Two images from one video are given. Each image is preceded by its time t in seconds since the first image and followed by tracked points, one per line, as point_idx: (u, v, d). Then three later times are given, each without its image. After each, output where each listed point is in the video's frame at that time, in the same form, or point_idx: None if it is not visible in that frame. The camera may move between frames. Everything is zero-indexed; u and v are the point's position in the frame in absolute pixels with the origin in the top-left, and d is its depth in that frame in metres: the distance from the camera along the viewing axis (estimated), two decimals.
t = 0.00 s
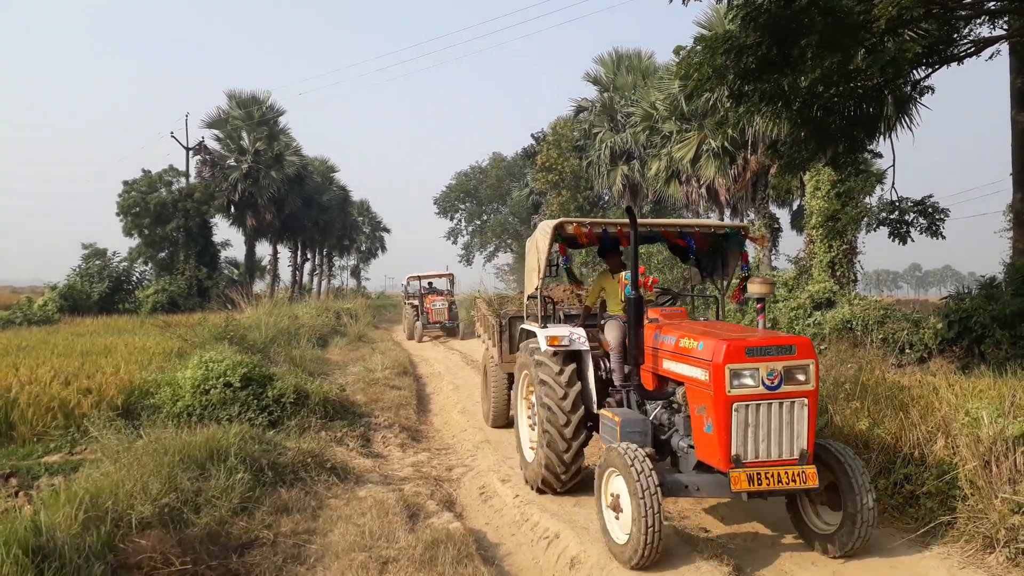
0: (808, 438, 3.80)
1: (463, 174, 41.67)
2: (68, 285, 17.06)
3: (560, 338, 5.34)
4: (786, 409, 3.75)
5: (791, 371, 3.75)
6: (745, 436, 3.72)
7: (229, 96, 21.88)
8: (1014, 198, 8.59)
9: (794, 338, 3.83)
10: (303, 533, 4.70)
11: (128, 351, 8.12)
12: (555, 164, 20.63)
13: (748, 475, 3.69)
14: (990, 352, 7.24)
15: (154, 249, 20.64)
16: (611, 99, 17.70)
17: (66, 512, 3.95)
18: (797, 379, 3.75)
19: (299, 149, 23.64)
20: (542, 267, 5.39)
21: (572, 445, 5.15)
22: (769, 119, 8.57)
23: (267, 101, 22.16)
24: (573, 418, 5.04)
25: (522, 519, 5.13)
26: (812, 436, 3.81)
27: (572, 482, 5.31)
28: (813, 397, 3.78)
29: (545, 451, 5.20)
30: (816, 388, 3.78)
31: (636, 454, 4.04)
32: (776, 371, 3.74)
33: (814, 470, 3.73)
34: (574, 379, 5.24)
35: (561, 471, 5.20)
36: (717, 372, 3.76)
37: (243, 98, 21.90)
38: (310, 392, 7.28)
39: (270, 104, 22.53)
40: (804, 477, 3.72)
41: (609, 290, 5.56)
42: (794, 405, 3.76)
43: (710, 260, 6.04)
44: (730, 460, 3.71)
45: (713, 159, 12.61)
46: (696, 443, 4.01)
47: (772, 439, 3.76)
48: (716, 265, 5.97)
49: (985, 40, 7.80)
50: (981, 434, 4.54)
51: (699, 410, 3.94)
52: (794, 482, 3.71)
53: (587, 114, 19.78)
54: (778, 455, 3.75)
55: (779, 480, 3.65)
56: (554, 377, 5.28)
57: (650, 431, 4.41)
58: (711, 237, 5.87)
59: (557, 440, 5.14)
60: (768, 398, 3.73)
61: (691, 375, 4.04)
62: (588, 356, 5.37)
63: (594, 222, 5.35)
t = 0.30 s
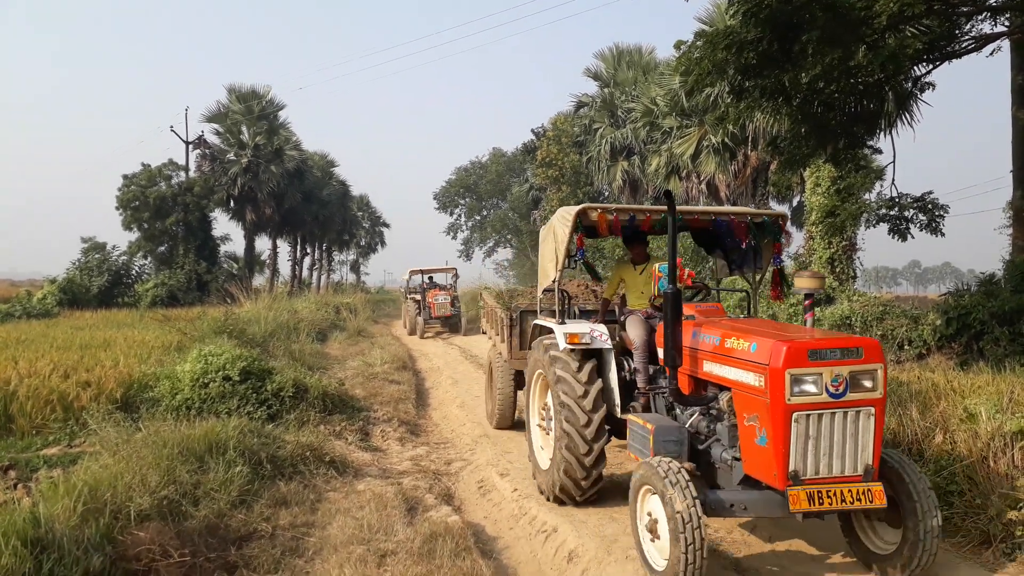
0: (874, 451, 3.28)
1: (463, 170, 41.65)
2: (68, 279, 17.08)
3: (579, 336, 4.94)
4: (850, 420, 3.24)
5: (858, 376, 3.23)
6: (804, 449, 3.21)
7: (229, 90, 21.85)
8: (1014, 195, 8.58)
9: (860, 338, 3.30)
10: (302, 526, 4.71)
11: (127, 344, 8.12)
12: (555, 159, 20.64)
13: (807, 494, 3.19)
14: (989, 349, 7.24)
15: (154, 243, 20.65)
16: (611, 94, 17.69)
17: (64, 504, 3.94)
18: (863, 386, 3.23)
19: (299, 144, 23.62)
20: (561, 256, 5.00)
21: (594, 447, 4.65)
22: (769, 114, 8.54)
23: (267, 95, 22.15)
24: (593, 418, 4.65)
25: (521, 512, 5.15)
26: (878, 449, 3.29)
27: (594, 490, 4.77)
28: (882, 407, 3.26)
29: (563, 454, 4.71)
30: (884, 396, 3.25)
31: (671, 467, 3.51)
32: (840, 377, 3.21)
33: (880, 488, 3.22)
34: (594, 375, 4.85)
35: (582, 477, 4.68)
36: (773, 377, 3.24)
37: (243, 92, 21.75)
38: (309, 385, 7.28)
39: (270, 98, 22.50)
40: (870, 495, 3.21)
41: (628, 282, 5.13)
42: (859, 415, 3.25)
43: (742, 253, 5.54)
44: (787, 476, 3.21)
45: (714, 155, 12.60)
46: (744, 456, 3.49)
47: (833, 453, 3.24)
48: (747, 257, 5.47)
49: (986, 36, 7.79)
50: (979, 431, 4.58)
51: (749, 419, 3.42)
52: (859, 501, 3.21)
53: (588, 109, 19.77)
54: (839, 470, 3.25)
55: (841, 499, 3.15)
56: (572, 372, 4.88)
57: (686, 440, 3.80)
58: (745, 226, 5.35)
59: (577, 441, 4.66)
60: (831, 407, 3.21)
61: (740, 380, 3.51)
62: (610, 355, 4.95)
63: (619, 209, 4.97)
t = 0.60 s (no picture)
0: (959, 472, 2.81)
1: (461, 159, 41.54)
2: (65, 268, 17.03)
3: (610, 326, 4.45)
4: (932, 436, 2.77)
5: (945, 385, 2.76)
6: (879, 467, 2.77)
7: (225, 78, 21.74)
8: (1011, 183, 8.57)
9: (950, 341, 2.82)
10: (302, 513, 4.72)
11: (126, 333, 8.11)
12: (552, 148, 20.60)
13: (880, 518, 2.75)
14: (986, 337, 7.28)
15: (151, 232, 20.60)
16: (609, 82, 17.65)
17: (64, 492, 3.95)
18: (952, 398, 2.76)
19: (296, 133, 23.52)
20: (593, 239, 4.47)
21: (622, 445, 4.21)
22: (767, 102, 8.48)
23: (263, 84, 22.08)
24: (622, 414, 4.21)
25: (520, 500, 5.17)
26: (963, 469, 2.81)
27: (620, 493, 4.33)
28: (971, 421, 2.77)
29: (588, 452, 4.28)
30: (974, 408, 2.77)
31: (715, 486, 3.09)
32: (924, 386, 2.74)
33: (965, 515, 2.76)
34: (622, 367, 4.42)
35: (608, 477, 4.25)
36: (844, 384, 2.80)
37: (239, 80, 21.76)
38: (308, 374, 7.30)
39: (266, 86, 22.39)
40: (953, 523, 2.76)
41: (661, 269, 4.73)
42: (943, 431, 2.77)
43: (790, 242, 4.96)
44: (857, 497, 2.79)
45: (712, 144, 12.59)
46: (804, 471, 3.08)
47: (910, 473, 2.79)
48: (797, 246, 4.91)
49: (985, 24, 7.77)
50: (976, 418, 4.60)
51: (811, 429, 3.01)
52: (939, 529, 2.76)
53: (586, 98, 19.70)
54: (917, 491, 2.80)
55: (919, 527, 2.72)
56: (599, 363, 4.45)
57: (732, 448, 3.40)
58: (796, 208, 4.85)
59: (604, 438, 4.22)
60: (911, 421, 2.76)
61: (801, 384, 3.10)
62: (643, 348, 4.49)
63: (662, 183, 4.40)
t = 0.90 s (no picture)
0: None
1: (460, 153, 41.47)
2: (64, 262, 17.00)
3: (644, 325, 3.95)
4: None
5: None
6: (980, 499, 2.29)
7: (224, 72, 21.69)
8: (1013, 176, 8.53)
9: None
10: (302, 506, 4.73)
11: (126, 326, 8.10)
12: (552, 141, 20.55)
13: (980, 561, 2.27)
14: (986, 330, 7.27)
15: (151, 226, 20.61)
16: (609, 74, 17.59)
17: (64, 485, 3.95)
18: None
19: (295, 126, 23.46)
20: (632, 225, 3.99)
21: (656, 458, 3.81)
22: (769, 94, 8.41)
23: (262, 77, 22.03)
24: (657, 423, 3.81)
25: (520, 493, 5.17)
26: None
27: (651, 511, 3.93)
28: None
29: (617, 466, 3.85)
30: None
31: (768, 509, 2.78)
32: None
33: None
34: (657, 372, 3.96)
35: (639, 494, 3.83)
36: (939, 397, 2.32)
37: (238, 73, 21.66)
38: (308, 367, 7.30)
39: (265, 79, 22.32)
40: None
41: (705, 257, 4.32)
42: None
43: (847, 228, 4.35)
44: (952, 535, 2.31)
45: (712, 136, 12.55)
46: (879, 497, 2.60)
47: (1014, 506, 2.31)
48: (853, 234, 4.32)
49: (987, 14, 7.70)
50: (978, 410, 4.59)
51: (891, 449, 2.54)
52: None
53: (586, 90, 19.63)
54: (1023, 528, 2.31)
55: None
56: (630, 367, 4.01)
57: (788, 467, 3.08)
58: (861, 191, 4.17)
59: (637, 451, 3.79)
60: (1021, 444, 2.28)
61: (879, 395, 2.63)
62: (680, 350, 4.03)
63: (710, 162, 3.91)
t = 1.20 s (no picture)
0: None
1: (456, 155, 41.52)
2: (60, 265, 16.95)
3: (664, 345, 3.50)
4: None
5: None
6: None
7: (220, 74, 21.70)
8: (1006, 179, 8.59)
9: None
10: (298, 509, 4.73)
11: (121, 330, 8.09)
12: (549, 144, 20.61)
13: None
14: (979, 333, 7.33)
15: (147, 228, 20.61)
16: (605, 78, 17.64)
17: (60, 489, 3.95)
18: None
19: (291, 129, 23.46)
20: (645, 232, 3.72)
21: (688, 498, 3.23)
22: (763, 98, 8.45)
23: (259, 79, 22.02)
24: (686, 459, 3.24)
25: (517, 496, 5.18)
26: None
27: (685, 559, 3.34)
28: None
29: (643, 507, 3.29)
30: None
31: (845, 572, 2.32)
32: None
33: None
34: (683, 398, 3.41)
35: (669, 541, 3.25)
36: None
37: (234, 76, 21.72)
38: (304, 370, 7.31)
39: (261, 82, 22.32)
40: None
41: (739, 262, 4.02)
42: None
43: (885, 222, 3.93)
44: None
45: (708, 140, 12.59)
46: (975, 556, 2.04)
47: None
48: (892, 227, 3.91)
49: (980, 19, 7.75)
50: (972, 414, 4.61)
51: (991, 498, 1.98)
52: None
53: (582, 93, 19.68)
54: None
55: None
56: (651, 393, 3.47)
57: (851, 511, 2.56)
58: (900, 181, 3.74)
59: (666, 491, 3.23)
60: None
61: (973, 431, 2.07)
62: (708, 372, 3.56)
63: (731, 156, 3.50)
